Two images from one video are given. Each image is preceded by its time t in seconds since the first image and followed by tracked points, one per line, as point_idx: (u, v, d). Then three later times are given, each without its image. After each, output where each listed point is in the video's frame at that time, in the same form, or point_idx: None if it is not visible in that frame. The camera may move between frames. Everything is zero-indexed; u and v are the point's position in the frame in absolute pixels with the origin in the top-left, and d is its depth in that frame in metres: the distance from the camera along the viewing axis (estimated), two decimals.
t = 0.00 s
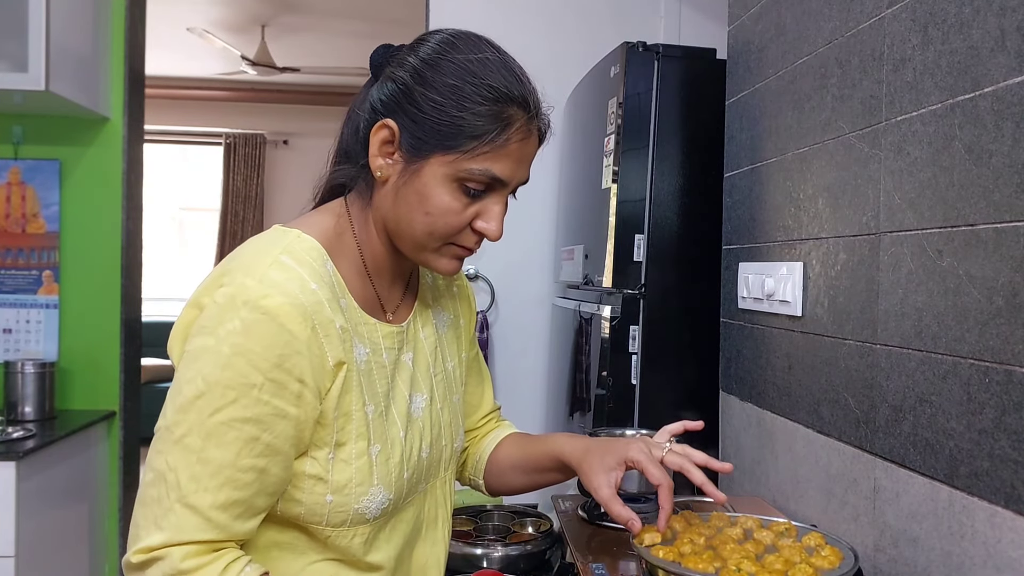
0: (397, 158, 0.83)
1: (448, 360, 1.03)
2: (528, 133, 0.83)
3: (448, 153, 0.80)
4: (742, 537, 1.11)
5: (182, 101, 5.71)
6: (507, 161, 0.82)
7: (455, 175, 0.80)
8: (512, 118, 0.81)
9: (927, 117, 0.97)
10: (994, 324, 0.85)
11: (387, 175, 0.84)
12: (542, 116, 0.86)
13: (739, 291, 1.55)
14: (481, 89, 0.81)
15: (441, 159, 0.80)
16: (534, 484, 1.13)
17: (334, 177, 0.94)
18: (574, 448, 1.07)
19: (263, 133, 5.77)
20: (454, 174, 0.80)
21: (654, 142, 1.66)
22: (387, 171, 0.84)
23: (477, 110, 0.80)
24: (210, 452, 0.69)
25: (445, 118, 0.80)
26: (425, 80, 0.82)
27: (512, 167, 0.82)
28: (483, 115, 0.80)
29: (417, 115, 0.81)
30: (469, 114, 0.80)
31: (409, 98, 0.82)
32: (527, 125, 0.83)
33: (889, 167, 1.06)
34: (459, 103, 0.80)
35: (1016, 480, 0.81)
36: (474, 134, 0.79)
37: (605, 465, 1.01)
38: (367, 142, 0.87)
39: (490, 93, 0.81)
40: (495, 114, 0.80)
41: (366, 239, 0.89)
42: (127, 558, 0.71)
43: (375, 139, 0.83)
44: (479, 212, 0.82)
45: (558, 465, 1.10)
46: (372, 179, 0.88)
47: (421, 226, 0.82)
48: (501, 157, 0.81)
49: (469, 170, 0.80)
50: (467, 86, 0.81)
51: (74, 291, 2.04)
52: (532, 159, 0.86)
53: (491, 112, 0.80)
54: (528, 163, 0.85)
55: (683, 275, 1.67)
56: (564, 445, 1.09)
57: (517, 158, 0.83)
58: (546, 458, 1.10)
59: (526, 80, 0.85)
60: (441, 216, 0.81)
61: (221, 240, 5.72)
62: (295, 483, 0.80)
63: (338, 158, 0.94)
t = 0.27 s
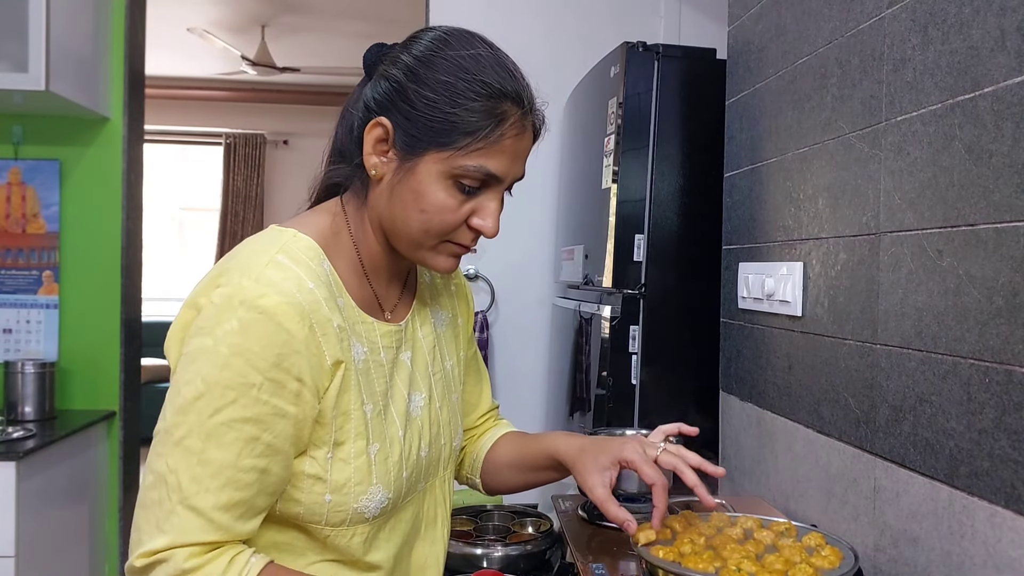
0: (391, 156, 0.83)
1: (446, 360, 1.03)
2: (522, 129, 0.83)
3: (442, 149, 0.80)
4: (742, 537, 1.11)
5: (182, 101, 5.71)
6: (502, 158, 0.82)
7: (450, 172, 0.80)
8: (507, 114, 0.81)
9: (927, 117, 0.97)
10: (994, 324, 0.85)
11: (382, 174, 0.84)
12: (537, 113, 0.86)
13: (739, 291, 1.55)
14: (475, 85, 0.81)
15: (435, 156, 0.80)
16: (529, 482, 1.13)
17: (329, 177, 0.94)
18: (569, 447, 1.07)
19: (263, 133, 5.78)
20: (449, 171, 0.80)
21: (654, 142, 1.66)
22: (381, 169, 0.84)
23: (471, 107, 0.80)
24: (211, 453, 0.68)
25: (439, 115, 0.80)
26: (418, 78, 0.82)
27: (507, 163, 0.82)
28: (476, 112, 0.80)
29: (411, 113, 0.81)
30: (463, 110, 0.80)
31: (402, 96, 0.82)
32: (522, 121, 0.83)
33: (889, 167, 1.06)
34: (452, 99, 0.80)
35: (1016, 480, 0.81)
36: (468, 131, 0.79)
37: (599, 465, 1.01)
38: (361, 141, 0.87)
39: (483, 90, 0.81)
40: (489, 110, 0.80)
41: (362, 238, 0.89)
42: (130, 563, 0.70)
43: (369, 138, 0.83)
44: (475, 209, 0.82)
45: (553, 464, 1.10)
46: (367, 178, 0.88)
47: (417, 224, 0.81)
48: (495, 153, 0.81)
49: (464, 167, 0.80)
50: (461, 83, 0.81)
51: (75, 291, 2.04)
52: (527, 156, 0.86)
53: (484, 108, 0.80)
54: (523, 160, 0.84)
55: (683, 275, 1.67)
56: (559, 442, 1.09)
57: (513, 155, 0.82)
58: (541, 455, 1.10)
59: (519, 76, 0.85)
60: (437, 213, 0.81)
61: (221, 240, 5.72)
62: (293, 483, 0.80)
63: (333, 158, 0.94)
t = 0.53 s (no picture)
0: (386, 155, 0.83)
1: (447, 359, 1.03)
2: (517, 126, 0.83)
3: (436, 147, 0.80)
4: (742, 537, 1.11)
5: (183, 101, 5.71)
6: (497, 155, 0.82)
7: (446, 170, 0.80)
8: (501, 112, 0.81)
9: (927, 117, 0.97)
10: (993, 324, 0.85)
11: (377, 173, 0.84)
12: (532, 109, 0.86)
13: (739, 291, 1.55)
14: (468, 83, 0.81)
15: (430, 154, 0.80)
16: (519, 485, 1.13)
17: (325, 177, 0.94)
18: (556, 447, 1.09)
19: (263, 133, 5.78)
20: (445, 169, 0.80)
21: (654, 142, 1.66)
22: (376, 168, 0.84)
23: (465, 104, 0.80)
24: (242, 457, 0.68)
25: (432, 113, 0.80)
26: (412, 76, 0.82)
27: (502, 160, 0.82)
28: (470, 109, 0.80)
29: (405, 111, 0.81)
30: (457, 108, 0.80)
31: (396, 95, 0.82)
32: (516, 118, 0.83)
33: (888, 167, 1.06)
34: (446, 97, 0.80)
35: (1016, 480, 0.81)
36: (462, 129, 0.79)
37: (583, 461, 1.05)
38: (357, 140, 0.87)
39: (477, 88, 0.81)
40: (483, 107, 0.80)
41: (360, 237, 0.90)
42: None
43: (364, 137, 0.83)
44: (471, 207, 0.82)
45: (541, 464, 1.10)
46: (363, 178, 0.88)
47: (412, 222, 0.82)
48: (490, 151, 0.81)
49: (459, 165, 0.80)
50: (455, 80, 0.81)
51: (75, 291, 2.04)
52: (523, 153, 0.86)
53: (478, 106, 0.80)
54: (518, 156, 0.85)
55: (683, 275, 1.68)
56: (547, 443, 1.11)
57: (508, 152, 0.82)
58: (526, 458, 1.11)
59: (514, 73, 0.85)
60: (433, 211, 0.81)
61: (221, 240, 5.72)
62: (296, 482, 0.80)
63: (329, 158, 0.94)
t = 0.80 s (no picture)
0: (384, 152, 0.83)
1: (446, 358, 1.04)
2: (512, 119, 0.83)
3: (432, 143, 0.79)
4: (742, 538, 1.11)
5: (182, 101, 5.71)
6: (493, 149, 0.82)
7: (443, 166, 0.80)
8: (496, 106, 0.81)
9: (927, 117, 0.97)
10: (993, 324, 0.85)
11: (375, 171, 0.84)
12: (527, 102, 0.86)
13: (739, 291, 1.55)
14: (463, 78, 0.81)
15: (427, 151, 0.80)
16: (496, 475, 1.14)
17: (323, 177, 0.94)
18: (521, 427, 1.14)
19: (263, 133, 5.78)
20: (442, 165, 0.80)
21: (654, 142, 1.66)
22: (374, 166, 0.84)
23: (460, 99, 0.80)
24: (245, 457, 0.68)
25: (428, 109, 0.80)
26: (406, 73, 0.82)
27: (499, 155, 0.82)
28: (466, 104, 0.80)
29: (399, 108, 0.81)
30: (452, 104, 0.80)
31: (391, 92, 0.82)
32: (512, 112, 0.83)
33: (888, 167, 1.06)
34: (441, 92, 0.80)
35: (1016, 480, 0.81)
36: (458, 124, 0.79)
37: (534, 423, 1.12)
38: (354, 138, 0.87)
39: (472, 82, 0.81)
40: (478, 102, 0.80)
41: (359, 235, 0.89)
42: None
43: (361, 135, 0.83)
44: (469, 202, 0.82)
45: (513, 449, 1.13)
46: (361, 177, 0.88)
47: (411, 220, 0.81)
48: (486, 145, 0.81)
49: (456, 161, 0.80)
50: (449, 76, 0.81)
51: (75, 291, 2.04)
52: (519, 146, 0.86)
53: (473, 100, 0.80)
54: (515, 150, 0.85)
55: (683, 275, 1.67)
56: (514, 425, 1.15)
57: (504, 146, 0.82)
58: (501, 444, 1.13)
59: (507, 67, 0.85)
60: (431, 208, 0.81)
61: (221, 240, 5.72)
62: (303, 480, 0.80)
63: (327, 158, 0.94)
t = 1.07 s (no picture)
0: (372, 143, 0.83)
1: (437, 354, 1.03)
2: (497, 106, 0.83)
3: (420, 130, 0.80)
4: (742, 538, 1.11)
5: (182, 101, 5.71)
6: (480, 135, 0.82)
7: (430, 152, 0.80)
8: (481, 92, 0.82)
9: (927, 117, 0.97)
10: (993, 324, 0.85)
11: (365, 162, 0.84)
12: (512, 91, 0.86)
13: (739, 291, 1.55)
14: (447, 66, 0.82)
15: (415, 137, 0.80)
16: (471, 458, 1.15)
17: (313, 173, 0.94)
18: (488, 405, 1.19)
19: (263, 133, 5.78)
20: (429, 151, 0.80)
21: (654, 142, 1.66)
22: (363, 157, 0.84)
23: (446, 86, 0.80)
24: (220, 440, 0.68)
25: (414, 96, 0.80)
26: (391, 64, 0.82)
27: (486, 141, 0.82)
28: (451, 91, 0.80)
29: (386, 97, 0.81)
30: (438, 90, 0.80)
31: (377, 83, 0.83)
32: (497, 98, 0.83)
33: (889, 167, 1.06)
34: (427, 80, 0.80)
35: (1015, 480, 0.81)
36: (445, 110, 0.79)
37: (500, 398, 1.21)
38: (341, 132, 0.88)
39: (456, 70, 0.81)
40: (463, 88, 0.81)
41: (349, 228, 0.89)
42: (144, 561, 0.70)
43: (349, 126, 0.83)
44: (458, 188, 0.82)
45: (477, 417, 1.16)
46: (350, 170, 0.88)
47: (401, 207, 0.81)
48: (473, 131, 0.81)
49: (443, 147, 0.80)
50: (434, 64, 0.81)
51: (75, 291, 2.04)
52: (505, 134, 0.86)
53: (459, 87, 0.80)
54: (501, 137, 0.85)
55: (683, 275, 1.67)
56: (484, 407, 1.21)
57: (490, 132, 0.83)
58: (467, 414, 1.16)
59: (490, 57, 0.86)
60: (420, 194, 0.80)
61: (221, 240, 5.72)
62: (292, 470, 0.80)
63: (315, 155, 0.94)
